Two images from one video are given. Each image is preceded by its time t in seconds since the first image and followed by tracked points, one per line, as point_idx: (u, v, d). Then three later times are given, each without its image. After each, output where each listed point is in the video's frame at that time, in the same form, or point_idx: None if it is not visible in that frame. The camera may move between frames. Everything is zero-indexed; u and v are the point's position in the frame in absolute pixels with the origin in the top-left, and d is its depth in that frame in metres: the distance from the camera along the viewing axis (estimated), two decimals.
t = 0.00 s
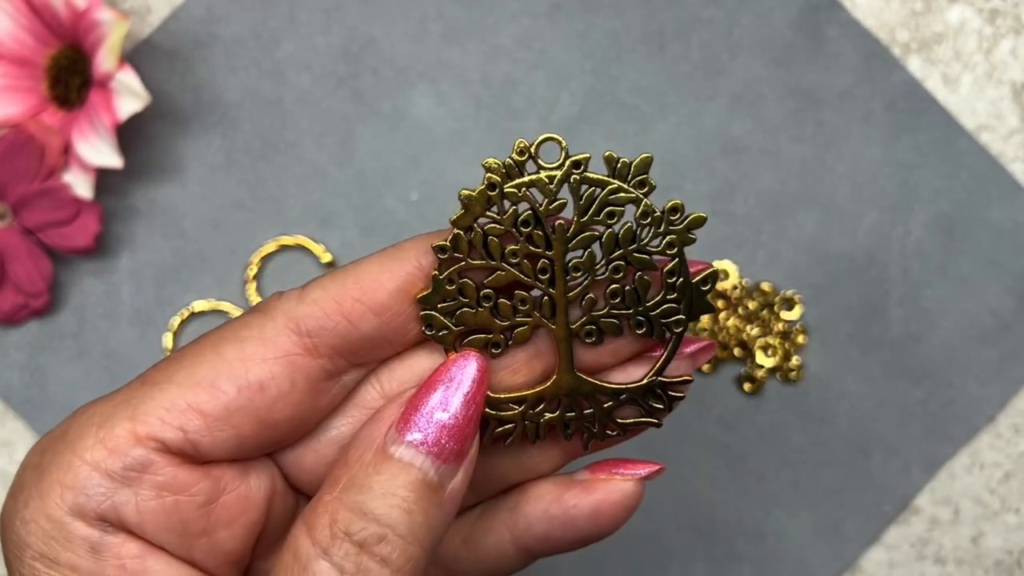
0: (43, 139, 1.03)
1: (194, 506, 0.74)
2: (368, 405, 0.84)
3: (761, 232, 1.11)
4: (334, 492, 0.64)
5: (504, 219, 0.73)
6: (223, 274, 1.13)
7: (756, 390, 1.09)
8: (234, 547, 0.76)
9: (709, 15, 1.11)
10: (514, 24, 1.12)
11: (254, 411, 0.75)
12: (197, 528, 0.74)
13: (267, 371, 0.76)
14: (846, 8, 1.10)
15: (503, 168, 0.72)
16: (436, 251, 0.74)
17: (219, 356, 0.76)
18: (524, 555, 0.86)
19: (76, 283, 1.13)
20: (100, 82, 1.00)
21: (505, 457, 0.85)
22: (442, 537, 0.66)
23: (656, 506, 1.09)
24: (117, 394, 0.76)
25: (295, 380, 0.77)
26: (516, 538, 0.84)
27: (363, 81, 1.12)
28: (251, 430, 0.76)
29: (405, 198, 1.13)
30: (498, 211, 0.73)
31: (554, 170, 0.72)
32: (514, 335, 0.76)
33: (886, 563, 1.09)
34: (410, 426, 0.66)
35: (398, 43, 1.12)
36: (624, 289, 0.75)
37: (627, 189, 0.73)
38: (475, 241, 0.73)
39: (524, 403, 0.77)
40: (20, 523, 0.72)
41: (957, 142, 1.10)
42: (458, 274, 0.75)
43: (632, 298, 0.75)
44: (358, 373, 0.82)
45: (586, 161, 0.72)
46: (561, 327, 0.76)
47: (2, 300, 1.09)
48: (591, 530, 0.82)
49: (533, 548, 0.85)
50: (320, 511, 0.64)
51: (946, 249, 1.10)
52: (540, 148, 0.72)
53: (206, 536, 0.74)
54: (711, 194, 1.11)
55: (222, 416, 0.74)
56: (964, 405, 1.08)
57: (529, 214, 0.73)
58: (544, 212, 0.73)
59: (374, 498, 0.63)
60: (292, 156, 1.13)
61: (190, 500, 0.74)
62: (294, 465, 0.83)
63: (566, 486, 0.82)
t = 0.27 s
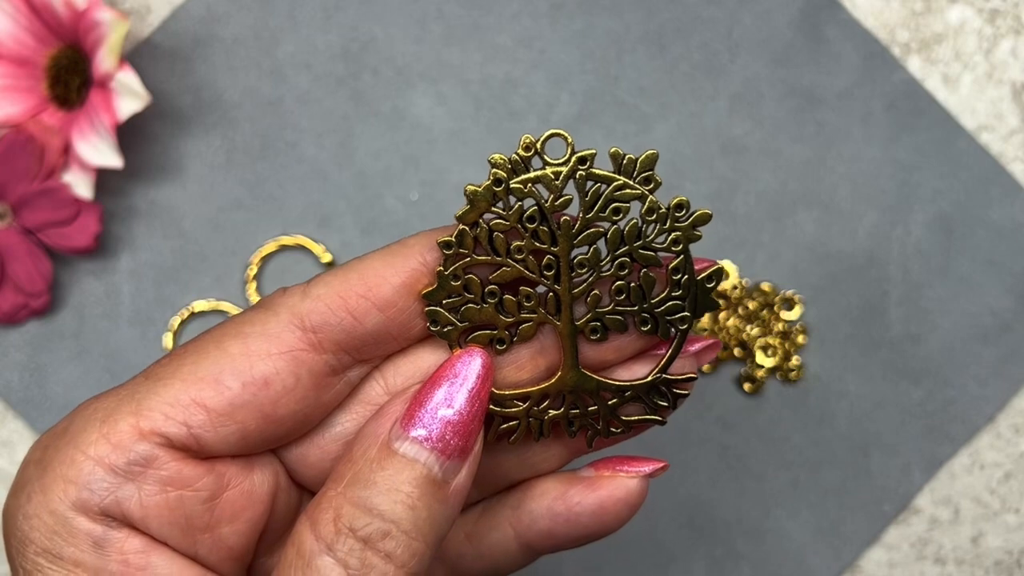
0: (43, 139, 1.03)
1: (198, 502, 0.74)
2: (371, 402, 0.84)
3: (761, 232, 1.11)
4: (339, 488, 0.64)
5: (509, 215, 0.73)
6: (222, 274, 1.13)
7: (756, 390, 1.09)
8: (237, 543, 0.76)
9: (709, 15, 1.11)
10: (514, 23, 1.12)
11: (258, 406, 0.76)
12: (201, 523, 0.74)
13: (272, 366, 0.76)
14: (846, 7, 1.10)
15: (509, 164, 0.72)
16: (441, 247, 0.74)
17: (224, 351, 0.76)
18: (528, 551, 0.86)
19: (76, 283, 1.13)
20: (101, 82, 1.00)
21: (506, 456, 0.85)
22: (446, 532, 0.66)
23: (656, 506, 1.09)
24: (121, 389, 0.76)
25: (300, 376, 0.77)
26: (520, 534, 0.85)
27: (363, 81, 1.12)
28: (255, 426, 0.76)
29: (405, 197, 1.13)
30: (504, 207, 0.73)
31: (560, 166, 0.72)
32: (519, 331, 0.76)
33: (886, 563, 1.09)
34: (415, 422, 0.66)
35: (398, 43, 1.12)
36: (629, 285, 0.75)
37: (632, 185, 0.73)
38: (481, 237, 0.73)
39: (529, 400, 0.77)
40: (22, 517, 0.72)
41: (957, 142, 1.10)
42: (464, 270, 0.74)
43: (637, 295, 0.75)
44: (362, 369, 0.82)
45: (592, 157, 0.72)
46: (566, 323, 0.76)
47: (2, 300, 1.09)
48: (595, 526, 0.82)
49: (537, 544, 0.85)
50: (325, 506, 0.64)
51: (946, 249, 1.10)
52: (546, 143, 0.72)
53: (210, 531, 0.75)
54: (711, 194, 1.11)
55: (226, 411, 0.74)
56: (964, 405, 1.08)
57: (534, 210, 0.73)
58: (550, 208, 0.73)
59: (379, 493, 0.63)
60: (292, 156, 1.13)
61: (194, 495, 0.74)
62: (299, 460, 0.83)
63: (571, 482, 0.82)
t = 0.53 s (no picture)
0: (43, 139, 1.03)
1: (202, 509, 0.74)
2: (376, 409, 0.84)
3: (761, 232, 1.11)
4: (343, 497, 0.64)
5: (517, 223, 0.73)
6: (223, 274, 1.13)
7: (756, 390, 1.09)
8: (240, 550, 0.76)
9: (709, 15, 1.11)
10: (514, 23, 1.12)
11: (263, 413, 0.76)
12: (204, 531, 0.74)
13: (276, 374, 0.76)
14: (846, 8, 1.10)
15: (517, 172, 0.72)
16: (448, 255, 0.74)
17: (228, 358, 0.76)
18: (531, 553, 0.86)
19: (76, 283, 1.13)
20: (101, 82, 1.00)
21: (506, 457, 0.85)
22: (451, 540, 0.66)
23: (656, 507, 1.09)
24: (124, 397, 0.75)
25: (305, 383, 0.77)
26: (524, 536, 0.84)
27: (363, 81, 1.12)
28: (260, 433, 0.76)
29: (405, 197, 1.13)
30: (511, 215, 0.74)
31: (568, 173, 0.73)
32: (525, 339, 0.76)
33: (886, 564, 1.09)
34: (420, 430, 0.66)
35: (398, 43, 1.12)
36: (636, 293, 0.75)
37: (640, 193, 0.73)
38: (488, 245, 0.74)
39: (534, 407, 0.77)
40: (24, 525, 0.71)
41: (957, 142, 1.10)
42: (470, 278, 0.75)
43: (644, 302, 0.75)
44: (366, 376, 0.83)
45: (600, 164, 0.73)
46: (573, 331, 0.76)
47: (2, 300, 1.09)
48: (599, 529, 0.82)
49: (541, 547, 0.85)
50: (330, 515, 0.63)
51: (946, 249, 1.10)
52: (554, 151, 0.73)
53: (213, 539, 0.75)
54: (711, 194, 1.11)
55: (231, 419, 0.74)
56: (965, 405, 1.08)
57: (542, 218, 0.73)
58: (557, 216, 0.73)
59: (385, 501, 0.63)
60: (292, 156, 1.13)
61: (199, 503, 0.74)
62: (302, 467, 0.83)
63: (575, 485, 0.82)
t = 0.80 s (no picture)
0: (43, 139, 1.03)
1: (202, 513, 0.74)
2: (374, 412, 0.85)
3: (761, 232, 1.11)
4: (343, 500, 0.64)
5: (513, 224, 0.73)
6: (223, 274, 1.13)
7: (756, 390, 1.09)
8: (240, 553, 0.77)
9: (709, 15, 1.11)
10: (514, 24, 1.12)
11: (262, 416, 0.76)
12: (204, 534, 0.74)
13: (274, 377, 0.76)
14: (846, 7, 1.10)
15: (513, 174, 0.72)
16: (444, 257, 0.74)
17: (226, 362, 0.75)
18: (528, 550, 0.86)
19: (76, 283, 1.13)
20: (101, 82, 1.00)
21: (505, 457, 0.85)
22: (451, 543, 0.67)
23: (656, 507, 1.09)
24: (123, 400, 0.76)
25: (303, 386, 0.77)
26: (521, 533, 0.84)
27: (363, 81, 1.12)
28: (259, 436, 0.76)
29: (405, 198, 1.13)
30: (507, 216, 0.74)
31: (563, 175, 0.72)
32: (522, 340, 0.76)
33: (886, 564, 1.09)
34: (419, 433, 0.66)
35: (398, 43, 1.12)
36: (632, 293, 0.75)
37: (635, 194, 0.73)
38: (485, 248, 0.74)
39: (532, 408, 0.77)
40: (24, 530, 0.72)
41: (957, 142, 1.10)
42: (467, 280, 0.75)
43: (640, 302, 0.75)
44: (364, 378, 0.83)
45: (595, 165, 0.72)
46: (569, 332, 0.76)
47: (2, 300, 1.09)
48: (596, 526, 0.82)
49: (537, 544, 0.85)
50: (329, 518, 0.63)
51: (946, 249, 1.10)
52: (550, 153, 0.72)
53: (213, 542, 0.75)
54: (711, 194, 1.11)
55: (230, 422, 0.74)
56: (964, 405, 1.08)
57: (538, 219, 0.73)
58: (553, 217, 0.73)
59: (384, 505, 0.63)
60: (292, 156, 1.13)
61: (199, 507, 0.74)
62: (301, 469, 0.83)
63: (571, 483, 0.82)
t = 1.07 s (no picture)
0: (43, 139, 1.03)
1: (198, 509, 0.74)
2: (370, 409, 0.85)
3: (761, 232, 1.11)
4: (339, 495, 0.64)
5: (508, 221, 0.73)
6: (223, 274, 1.13)
7: (756, 390, 1.09)
8: (236, 550, 0.77)
9: (709, 15, 1.11)
10: (514, 24, 1.12)
11: (258, 413, 0.76)
12: (201, 531, 0.74)
13: (271, 373, 0.76)
14: (846, 7, 1.10)
15: (507, 171, 0.72)
16: (440, 254, 0.74)
17: (223, 359, 0.76)
18: (523, 549, 0.86)
19: (76, 283, 1.13)
20: (101, 82, 1.00)
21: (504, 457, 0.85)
22: (446, 539, 0.67)
23: (656, 507, 1.09)
24: (119, 397, 0.76)
25: (300, 383, 0.77)
26: (515, 532, 0.84)
27: (363, 81, 1.12)
28: (255, 432, 0.76)
29: (405, 198, 1.13)
30: (502, 213, 0.74)
31: (558, 172, 0.72)
32: (517, 336, 0.76)
33: (886, 564, 1.09)
34: (414, 429, 0.66)
35: (398, 43, 1.12)
36: (626, 290, 0.75)
37: (629, 191, 0.73)
38: (480, 244, 0.74)
39: (527, 404, 0.77)
40: (20, 526, 0.72)
41: (957, 142, 1.10)
42: (462, 277, 0.75)
43: (634, 299, 0.75)
44: (360, 375, 0.83)
45: (589, 162, 0.72)
46: (564, 328, 0.76)
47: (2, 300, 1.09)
48: (590, 524, 0.82)
49: (531, 542, 0.85)
50: (325, 514, 0.63)
51: (946, 249, 1.10)
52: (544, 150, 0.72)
53: (210, 539, 0.75)
54: (711, 194, 1.11)
55: (226, 419, 0.74)
56: (964, 405, 1.08)
57: (533, 216, 0.73)
58: (548, 214, 0.73)
59: (380, 500, 0.63)
60: (292, 156, 1.13)
61: (195, 503, 0.74)
62: (297, 466, 0.83)
63: (566, 482, 0.82)
